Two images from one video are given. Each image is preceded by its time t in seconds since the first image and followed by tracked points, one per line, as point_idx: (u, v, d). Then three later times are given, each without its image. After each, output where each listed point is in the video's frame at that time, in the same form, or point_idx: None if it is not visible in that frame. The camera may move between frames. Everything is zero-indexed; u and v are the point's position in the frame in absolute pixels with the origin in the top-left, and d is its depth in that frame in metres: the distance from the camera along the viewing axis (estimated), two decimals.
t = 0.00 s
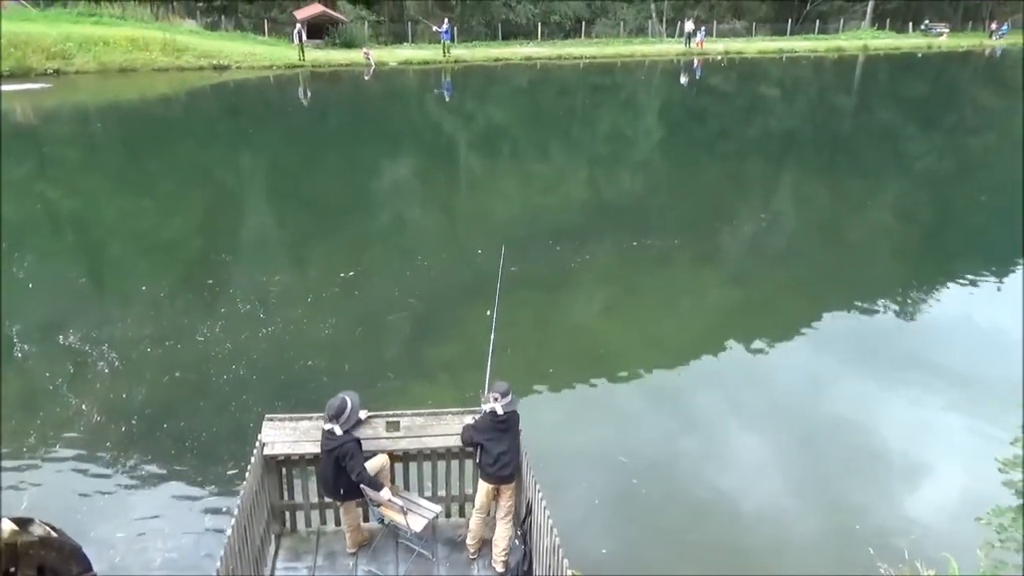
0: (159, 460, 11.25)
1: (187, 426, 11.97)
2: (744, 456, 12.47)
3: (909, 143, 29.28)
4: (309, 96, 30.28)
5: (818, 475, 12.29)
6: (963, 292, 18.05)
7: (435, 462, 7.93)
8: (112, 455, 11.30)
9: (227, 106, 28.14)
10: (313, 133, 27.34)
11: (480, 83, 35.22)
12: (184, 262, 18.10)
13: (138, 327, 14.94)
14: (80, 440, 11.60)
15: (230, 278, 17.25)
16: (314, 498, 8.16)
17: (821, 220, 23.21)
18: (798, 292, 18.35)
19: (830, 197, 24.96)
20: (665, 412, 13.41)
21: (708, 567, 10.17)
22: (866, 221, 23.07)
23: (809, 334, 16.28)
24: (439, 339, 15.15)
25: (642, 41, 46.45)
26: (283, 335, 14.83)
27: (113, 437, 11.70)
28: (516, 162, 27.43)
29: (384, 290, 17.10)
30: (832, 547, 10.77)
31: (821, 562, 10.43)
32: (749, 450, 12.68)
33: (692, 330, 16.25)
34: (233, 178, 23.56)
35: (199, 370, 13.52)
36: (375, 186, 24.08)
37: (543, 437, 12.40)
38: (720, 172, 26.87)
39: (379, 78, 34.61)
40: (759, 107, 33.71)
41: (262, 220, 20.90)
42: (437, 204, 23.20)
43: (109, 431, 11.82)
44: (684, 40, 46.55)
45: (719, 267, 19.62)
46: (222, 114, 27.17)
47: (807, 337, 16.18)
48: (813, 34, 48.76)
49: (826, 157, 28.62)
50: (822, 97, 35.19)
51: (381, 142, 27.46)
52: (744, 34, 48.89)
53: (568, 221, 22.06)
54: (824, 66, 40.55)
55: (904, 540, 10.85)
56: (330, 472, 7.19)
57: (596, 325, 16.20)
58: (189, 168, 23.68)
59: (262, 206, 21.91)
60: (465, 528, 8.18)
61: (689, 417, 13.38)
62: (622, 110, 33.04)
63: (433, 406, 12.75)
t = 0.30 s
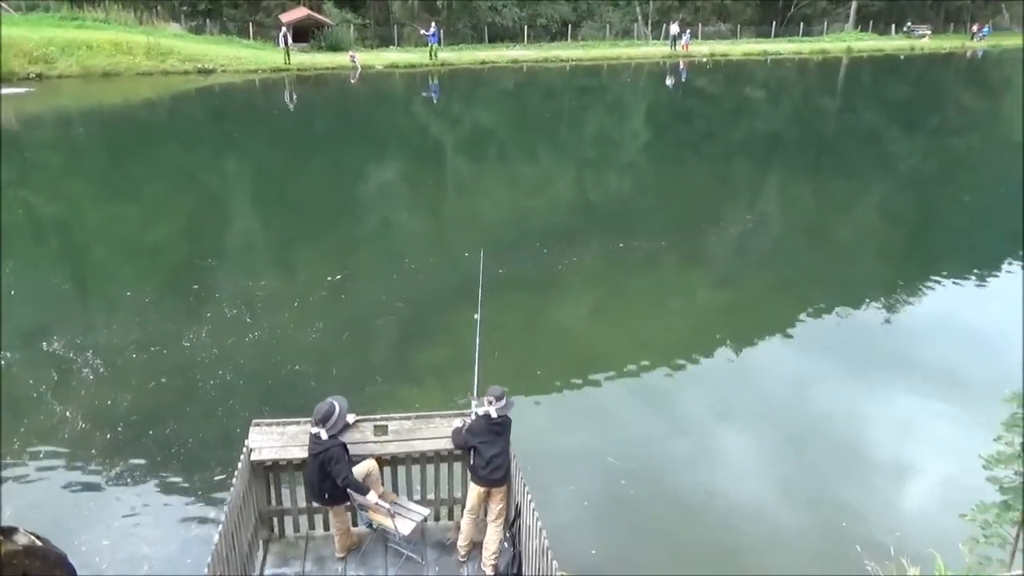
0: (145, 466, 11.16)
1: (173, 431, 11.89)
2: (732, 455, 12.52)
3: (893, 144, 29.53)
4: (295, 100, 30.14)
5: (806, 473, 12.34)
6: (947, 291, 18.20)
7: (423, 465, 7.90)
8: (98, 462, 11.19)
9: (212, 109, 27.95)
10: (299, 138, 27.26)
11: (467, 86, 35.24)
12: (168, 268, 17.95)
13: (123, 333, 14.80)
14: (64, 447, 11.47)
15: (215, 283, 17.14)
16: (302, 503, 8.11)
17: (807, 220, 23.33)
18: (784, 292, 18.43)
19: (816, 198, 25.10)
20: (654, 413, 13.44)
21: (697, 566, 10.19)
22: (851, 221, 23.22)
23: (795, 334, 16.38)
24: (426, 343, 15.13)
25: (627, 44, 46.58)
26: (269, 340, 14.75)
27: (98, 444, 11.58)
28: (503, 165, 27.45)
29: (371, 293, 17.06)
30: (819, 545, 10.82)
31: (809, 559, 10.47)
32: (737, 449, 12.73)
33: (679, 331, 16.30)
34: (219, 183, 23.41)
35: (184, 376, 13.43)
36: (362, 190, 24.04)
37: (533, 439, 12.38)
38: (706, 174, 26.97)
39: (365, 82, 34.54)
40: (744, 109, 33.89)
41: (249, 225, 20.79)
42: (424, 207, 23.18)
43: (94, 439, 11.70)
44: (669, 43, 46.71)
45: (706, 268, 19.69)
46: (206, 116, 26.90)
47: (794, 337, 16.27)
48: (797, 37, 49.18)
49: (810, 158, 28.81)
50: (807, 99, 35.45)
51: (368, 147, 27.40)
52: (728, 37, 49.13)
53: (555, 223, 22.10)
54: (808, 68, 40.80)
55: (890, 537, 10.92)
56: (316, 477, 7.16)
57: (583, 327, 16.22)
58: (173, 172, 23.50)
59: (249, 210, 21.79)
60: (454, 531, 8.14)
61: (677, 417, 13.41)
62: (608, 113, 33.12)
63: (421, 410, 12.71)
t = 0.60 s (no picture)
0: (127, 478, 11.05)
1: (157, 441, 11.80)
2: (719, 459, 12.55)
3: (873, 148, 29.81)
4: (278, 106, 30.02)
5: (792, 475, 12.40)
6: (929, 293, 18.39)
7: (410, 472, 7.87)
8: (80, 473, 11.07)
9: (194, 115, 27.77)
10: (282, 144, 27.16)
11: (450, 91, 35.25)
12: (151, 275, 17.80)
13: (105, 342, 14.65)
14: (45, 459, 11.33)
15: (199, 291, 17.03)
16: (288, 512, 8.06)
17: (790, 223, 23.50)
18: (768, 295, 18.54)
19: (799, 201, 25.28)
20: (641, 417, 13.46)
21: (685, 570, 10.20)
22: (832, 224, 23.41)
23: (779, 336, 16.48)
24: (412, 349, 15.10)
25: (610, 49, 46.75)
26: (254, 348, 14.68)
27: (79, 455, 11.45)
28: (487, 170, 27.48)
29: (355, 300, 17.00)
30: (805, 547, 10.87)
31: (795, 562, 10.52)
32: (724, 452, 12.78)
33: (665, 335, 16.35)
34: (201, 189, 23.25)
35: (168, 385, 13.33)
36: (346, 195, 23.99)
37: (520, 444, 12.35)
38: (690, 178, 27.12)
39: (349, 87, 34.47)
40: (726, 113, 34.11)
41: (232, 232, 20.67)
42: (409, 212, 23.14)
43: (76, 450, 11.57)
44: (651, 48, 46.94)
45: (691, 272, 19.78)
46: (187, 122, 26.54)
47: (778, 340, 16.37)
48: (777, 42, 49.63)
49: (792, 162, 29.01)
50: (788, 103, 35.74)
51: (351, 153, 27.35)
52: (710, 42, 49.41)
53: (540, 227, 22.15)
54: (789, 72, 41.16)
55: (876, 538, 10.99)
56: (304, 485, 7.10)
57: (569, 331, 16.23)
58: (155, 178, 23.32)
59: (232, 217, 21.66)
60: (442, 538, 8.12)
61: (664, 420, 13.44)
62: (591, 118, 33.23)
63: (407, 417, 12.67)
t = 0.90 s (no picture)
0: (111, 493, 10.93)
1: (141, 456, 11.70)
2: (706, 467, 12.56)
3: (857, 156, 30.07)
4: (264, 117, 29.96)
5: (778, 482, 12.43)
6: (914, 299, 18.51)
7: (397, 484, 7.82)
8: (62, 489, 10.94)
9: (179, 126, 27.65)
10: (268, 156, 27.09)
11: (437, 102, 35.30)
12: (135, 289, 17.66)
13: (89, 356, 14.51)
14: (27, 475, 11.19)
15: (184, 303, 16.93)
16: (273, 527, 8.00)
17: (775, 232, 23.64)
18: (754, 303, 18.63)
19: (784, 210, 25.43)
20: (628, 426, 13.45)
21: None
22: (816, 232, 23.57)
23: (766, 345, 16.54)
24: (399, 359, 15.07)
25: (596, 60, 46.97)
26: (241, 360, 14.61)
27: (62, 471, 11.32)
28: (474, 181, 27.52)
29: (342, 311, 16.95)
30: (792, 556, 10.90)
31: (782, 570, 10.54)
32: (711, 460, 12.79)
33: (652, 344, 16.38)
34: (186, 201, 23.14)
35: (152, 398, 13.22)
36: (333, 206, 23.97)
37: (507, 454, 12.32)
38: (675, 187, 27.25)
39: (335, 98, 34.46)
40: (711, 122, 34.31)
41: (217, 244, 20.57)
42: (395, 223, 23.13)
43: (58, 465, 11.44)
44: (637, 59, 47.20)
45: (678, 280, 19.85)
46: (172, 132, 26.39)
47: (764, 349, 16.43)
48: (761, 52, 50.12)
49: (777, 170, 29.21)
50: (772, 112, 36.02)
51: (338, 165, 27.32)
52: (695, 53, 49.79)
53: (527, 237, 22.20)
54: (773, 82, 41.51)
55: (862, 544, 11.02)
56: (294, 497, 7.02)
57: (557, 341, 16.23)
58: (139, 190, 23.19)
59: (217, 229, 21.56)
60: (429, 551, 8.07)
61: (652, 429, 13.44)
62: (577, 128, 33.37)
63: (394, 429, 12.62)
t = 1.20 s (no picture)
0: (96, 502, 10.82)
1: (127, 464, 11.61)
2: (696, 471, 12.57)
3: (843, 161, 30.28)
4: (250, 123, 29.86)
5: (768, 485, 12.45)
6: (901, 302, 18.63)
7: (385, 492, 7.75)
8: (47, 499, 10.83)
9: (166, 132, 27.51)
10: (255, 162, 27.01)
11: (425, 107, 35.29)
12: (121, 296, 17.53)
13: (74, 363, 14.38)
14: (11, 486, 11.07)
15: (171, 311, 16.83)
16: (260, 536, 7.93)
17: (762, 236, 23.75)
18: (742, 307, 18.71)
19: (771, 214, 25.57)
20: (618, 430, 13.47)
21: None
22: (803, 236, 23.69)
23: (755, 348, 16.61)
24: (388, 366, 15.03)
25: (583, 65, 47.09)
26: (228, 368, 14.53)
27: (47, 480, 11.21)
28: (462, 186, 27.55)
29: (329, 317, 16.92)
30: (782, 559, 10.91)
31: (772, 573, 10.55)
32: (701, 465, 12.80)
33: (641, 349, 16.39)
34: (173, 207, 23.01)
35: (138, 407, 13.12)
36: (321, 212, 23.92)
37: (497, 459, 12.29)
38: (663, 192, 27.34)
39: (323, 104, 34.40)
40: (698, 127, 34.46)
41: (204, 251, 20.46)
42: (384, 229, 23.13)
43: (43, 475, 11.32)
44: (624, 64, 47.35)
45: (666, 285, 19.91)
46: (159, 138, 26.25)
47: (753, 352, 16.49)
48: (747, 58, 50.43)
49: (764, 174, 29.37)
50: (759, 117, 36.23)
51: (326, 170, 27.24)
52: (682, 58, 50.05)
53: (515, 242, 22.24)
54: (759, 87, 41.77)
55: (851, 547, 11.05)
56: (285, 504, 6.98)
57: (546, 346, 16.22)
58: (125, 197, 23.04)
59: (204, 235, 21.46)
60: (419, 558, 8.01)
61: (642, 433, 13.45)
62: (565, 134, 33.44)
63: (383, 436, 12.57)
